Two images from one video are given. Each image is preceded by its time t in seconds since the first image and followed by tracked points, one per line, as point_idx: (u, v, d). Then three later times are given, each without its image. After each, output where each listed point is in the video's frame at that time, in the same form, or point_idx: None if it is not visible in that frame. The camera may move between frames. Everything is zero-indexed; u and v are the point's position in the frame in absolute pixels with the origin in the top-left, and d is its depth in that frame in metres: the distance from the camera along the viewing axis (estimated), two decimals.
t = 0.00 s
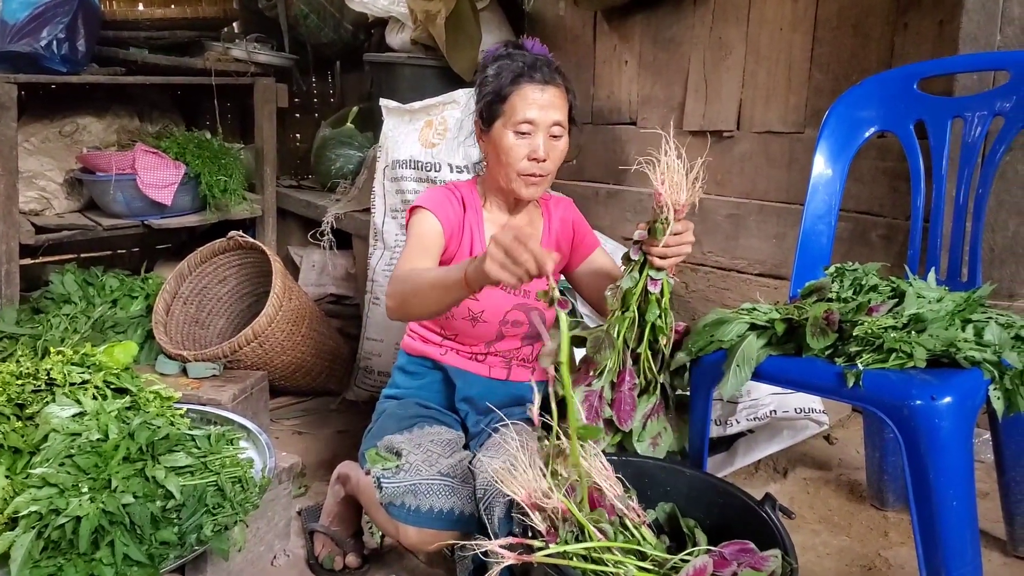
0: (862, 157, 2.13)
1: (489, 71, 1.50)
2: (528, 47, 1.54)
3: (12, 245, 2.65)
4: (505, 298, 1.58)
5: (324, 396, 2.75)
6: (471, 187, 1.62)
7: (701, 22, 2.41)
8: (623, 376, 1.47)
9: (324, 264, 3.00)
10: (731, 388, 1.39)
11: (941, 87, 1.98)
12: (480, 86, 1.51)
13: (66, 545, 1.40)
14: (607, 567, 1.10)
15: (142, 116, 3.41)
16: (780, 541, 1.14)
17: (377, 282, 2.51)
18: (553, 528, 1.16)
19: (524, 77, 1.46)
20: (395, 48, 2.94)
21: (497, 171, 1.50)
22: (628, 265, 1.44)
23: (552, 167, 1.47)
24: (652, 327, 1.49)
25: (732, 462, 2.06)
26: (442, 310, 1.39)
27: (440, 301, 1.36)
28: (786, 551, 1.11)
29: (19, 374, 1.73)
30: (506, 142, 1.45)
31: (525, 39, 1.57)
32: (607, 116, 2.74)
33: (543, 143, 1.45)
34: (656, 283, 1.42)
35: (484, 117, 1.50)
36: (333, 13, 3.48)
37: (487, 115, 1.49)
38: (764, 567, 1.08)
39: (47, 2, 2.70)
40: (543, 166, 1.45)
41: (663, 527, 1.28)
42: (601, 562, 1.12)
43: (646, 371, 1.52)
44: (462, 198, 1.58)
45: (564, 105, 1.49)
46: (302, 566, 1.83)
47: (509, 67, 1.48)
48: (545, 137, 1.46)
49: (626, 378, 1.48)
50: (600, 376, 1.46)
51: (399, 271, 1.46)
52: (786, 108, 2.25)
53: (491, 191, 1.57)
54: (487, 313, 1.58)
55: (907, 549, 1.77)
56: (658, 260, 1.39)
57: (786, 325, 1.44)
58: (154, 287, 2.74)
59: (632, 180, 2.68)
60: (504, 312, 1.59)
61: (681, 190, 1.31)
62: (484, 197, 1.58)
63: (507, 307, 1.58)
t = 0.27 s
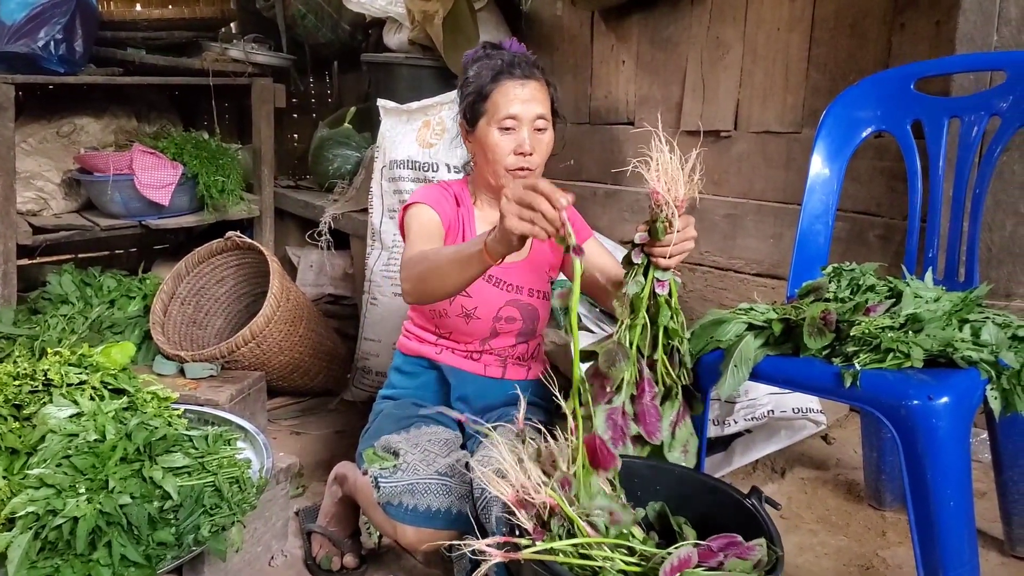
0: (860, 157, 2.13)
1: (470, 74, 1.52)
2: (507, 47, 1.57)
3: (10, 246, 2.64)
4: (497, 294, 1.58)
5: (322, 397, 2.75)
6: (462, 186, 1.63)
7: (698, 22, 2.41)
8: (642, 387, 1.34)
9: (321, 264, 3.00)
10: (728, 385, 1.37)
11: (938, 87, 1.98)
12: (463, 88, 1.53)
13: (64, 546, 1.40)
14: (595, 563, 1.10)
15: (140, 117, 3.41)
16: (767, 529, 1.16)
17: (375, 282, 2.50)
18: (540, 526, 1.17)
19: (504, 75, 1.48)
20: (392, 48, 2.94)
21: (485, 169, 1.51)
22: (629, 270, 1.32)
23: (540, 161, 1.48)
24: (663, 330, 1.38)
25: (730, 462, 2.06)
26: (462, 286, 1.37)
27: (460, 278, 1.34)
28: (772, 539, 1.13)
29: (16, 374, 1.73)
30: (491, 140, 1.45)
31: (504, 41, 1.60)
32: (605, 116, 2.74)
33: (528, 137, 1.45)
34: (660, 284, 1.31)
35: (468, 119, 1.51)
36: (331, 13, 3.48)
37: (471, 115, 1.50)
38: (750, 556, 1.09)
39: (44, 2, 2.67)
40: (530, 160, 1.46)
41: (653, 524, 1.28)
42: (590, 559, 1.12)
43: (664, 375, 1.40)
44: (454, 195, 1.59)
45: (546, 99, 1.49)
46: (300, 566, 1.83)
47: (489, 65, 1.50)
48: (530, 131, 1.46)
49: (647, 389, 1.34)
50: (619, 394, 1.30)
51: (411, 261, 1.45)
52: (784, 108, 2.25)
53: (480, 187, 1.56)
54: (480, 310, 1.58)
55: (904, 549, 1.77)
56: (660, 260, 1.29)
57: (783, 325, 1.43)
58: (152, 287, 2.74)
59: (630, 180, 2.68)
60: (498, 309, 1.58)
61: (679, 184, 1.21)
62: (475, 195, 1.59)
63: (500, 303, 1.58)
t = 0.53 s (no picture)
0: (858, 157, 2.13)
1: (457, 76, 1.54)
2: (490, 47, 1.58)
3: (7, 246, 2.64)
4: (492, 292, 1.58)
5: (320, 397, 2.76)
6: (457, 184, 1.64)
7: (696, 22, 2.41)
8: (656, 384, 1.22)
9: (319, 264, 3.00)
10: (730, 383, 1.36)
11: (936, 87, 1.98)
12: (450, 90, 1.54)
13: (61, 546, 1.40)
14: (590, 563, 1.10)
15: (137, 117, 3.41)
16: (761, 528, 1.16)
17: (372, 282, 2.50)
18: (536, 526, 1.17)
19: (490, 73, 1.49)
20: (390, 48, 2.95)
21: (477, 167, 1.51)
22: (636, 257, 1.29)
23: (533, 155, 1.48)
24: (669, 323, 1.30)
25: (728, 462, 2.07)
26: (465, 243, 1.38)
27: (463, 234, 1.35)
28: (766, 538, 1.13)
29: (14, 375, 1.73)
30: (482, 137, 1.46)
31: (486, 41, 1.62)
32: (603, 116, 2.74)
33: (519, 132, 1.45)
34: (666, 273, 1.29)
35: (458, 120, 1.51)
36: (328, 14, 3.48)
37: (461, 115, 1.50)
38: (745, 554, 1.10)
39: (41, 2, 2.66)
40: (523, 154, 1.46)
41: (650, 524, 1.28)
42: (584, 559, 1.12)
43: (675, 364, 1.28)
44: (449, 193, 1.59)
45: (534, 94, 1.50)
46: (298, 567, 1.83)
47: (475, 65, 1.51)
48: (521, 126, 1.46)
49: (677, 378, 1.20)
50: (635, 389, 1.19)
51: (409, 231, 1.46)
52: (781, 108, 2.25)
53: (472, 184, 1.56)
54: (476, 308, 1.58)
55: (903, 549, 1.78)
56: (667, 248, 1.26)
57: (781, 325, 1.43)
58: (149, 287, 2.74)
59: (628, 180, 2.68)
60: (492, 307, 1.58)
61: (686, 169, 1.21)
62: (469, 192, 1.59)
63: (494, 301, 1.59)
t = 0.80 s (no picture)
0: (856, 157, 2.13)
1: (442, 77, 1.54)
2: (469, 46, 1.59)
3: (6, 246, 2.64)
4: (489, 290, 1.58)
5: (318, 397, 2.76)
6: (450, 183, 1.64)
7: (694, 22, 2.41)
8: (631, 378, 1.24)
9: (318, 264, 3.00)
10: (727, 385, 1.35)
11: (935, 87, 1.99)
12: (438, 92, 1.54)
13: (59, 546, 1.39)
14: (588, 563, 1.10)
15: (136, 117, 3.41)
16: (759, 528, 1.16)
17: (370, 282, 2.50)
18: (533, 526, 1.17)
19: (477, 70, 1.49)
20: (389, 48, 2.95)
21: (472, 166, 1.51)
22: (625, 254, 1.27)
23: (528, 148, 1.49)
24: (659, 323, 1.28)
25: (726, 463, 2.06)
26: (491, 240, 1.34)
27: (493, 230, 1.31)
28: (763, 538, 1.13)
29: (12, 374, 1.73)
30: (477, 136, 1.46)
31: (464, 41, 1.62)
32: (601, 116, 2.74)
33: (512, 127, 1.46)
34: (660, 271, 1.24)
35: (449, 122, 1.52)
36: (327, 13, 3.48)
37: (452, 117, 1.50)
38: (742, 555, 1.10)
39: (39, 2, 2.67)
40: (518, 148, 1.47)
41: (647, 524, 1.28)
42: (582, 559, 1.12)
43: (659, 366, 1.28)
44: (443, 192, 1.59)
45: (522, 88, 1.51)
46: (296, 567, 1.83)
47: (459, 65, 1.52)
48: (512, 120, 1.47)
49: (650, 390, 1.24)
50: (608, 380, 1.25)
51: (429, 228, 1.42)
52: (780, 108, 2.25)
53: (467, 180, 1.57)
54: (473, 306, 1.58)
55: (900, 549, 1.78)
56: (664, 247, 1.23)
57: (779, 325, 1.42)
58: (147, 287, 2.74)
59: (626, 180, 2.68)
60: (489, 305, 1.58)
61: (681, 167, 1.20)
62: (463, 190, 1.60)
63: (491, 299, 1.58)
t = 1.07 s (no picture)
0: (855, 158, 2.14)
1: (437, 78, 1.54)
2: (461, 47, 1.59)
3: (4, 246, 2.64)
4: (488, 287, 1.58)
5: (316, 397, 2.76)
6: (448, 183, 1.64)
7: (693, 23, 2.41)
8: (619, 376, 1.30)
9: (316, 264, 3.00)
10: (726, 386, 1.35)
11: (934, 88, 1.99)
12: (434, 94, 1.55)
13: (58, 547, 1.39)
14: (587, 564, 1.10)
15: (135, 117, 3.41)
16: (758, 529, 1.16)
17: (369, 282, 2.50)
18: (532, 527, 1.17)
19: (472, 71, 1.50)
20: (388, 49, 2.95)
21: (470, 165, 1.52)
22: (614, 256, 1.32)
23: (526, 145, 1.49)
24: (650, 325, 1.32)
25: (725, 464, 2.08)
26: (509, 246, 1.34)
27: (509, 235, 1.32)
28: (763, 539, 1.13)
29: (11, 375, 1.73)
30: (475, 135, 1.47)
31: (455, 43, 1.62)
32: (600, 117, 2.75)
33: (510, 124, 1.47)
34: (650, 273, 1.29)
35: (446, 123, 1.52)
36: (326, 14, 3.47)
37: (448, 118, 1.51)
38: (741, 555, 1.10)
39: (38, 3, 2.67)
40: (517, 144, 1.47)
41: (646, 524, 1.28)
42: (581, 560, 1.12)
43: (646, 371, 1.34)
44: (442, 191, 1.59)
45: (517, 87, 1.51)
46: (295, 567, 1.83)
47: (454, 67, 1.52)
48: (509, 118, 1.47)
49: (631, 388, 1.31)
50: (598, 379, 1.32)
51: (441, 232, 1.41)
52: (779, 109, 2.25)
53: (466, 179, 1.58)
54: (472, 305, 1.58)
55: (899, 550, 1.78)
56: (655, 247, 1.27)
57: (778, 325, 1.42)
58: (146, 287, 2.74)
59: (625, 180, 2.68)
60: (488, 303, 1.58)
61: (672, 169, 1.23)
62: (461, 189, 1.59)
63: (491, 297, 1.58)
